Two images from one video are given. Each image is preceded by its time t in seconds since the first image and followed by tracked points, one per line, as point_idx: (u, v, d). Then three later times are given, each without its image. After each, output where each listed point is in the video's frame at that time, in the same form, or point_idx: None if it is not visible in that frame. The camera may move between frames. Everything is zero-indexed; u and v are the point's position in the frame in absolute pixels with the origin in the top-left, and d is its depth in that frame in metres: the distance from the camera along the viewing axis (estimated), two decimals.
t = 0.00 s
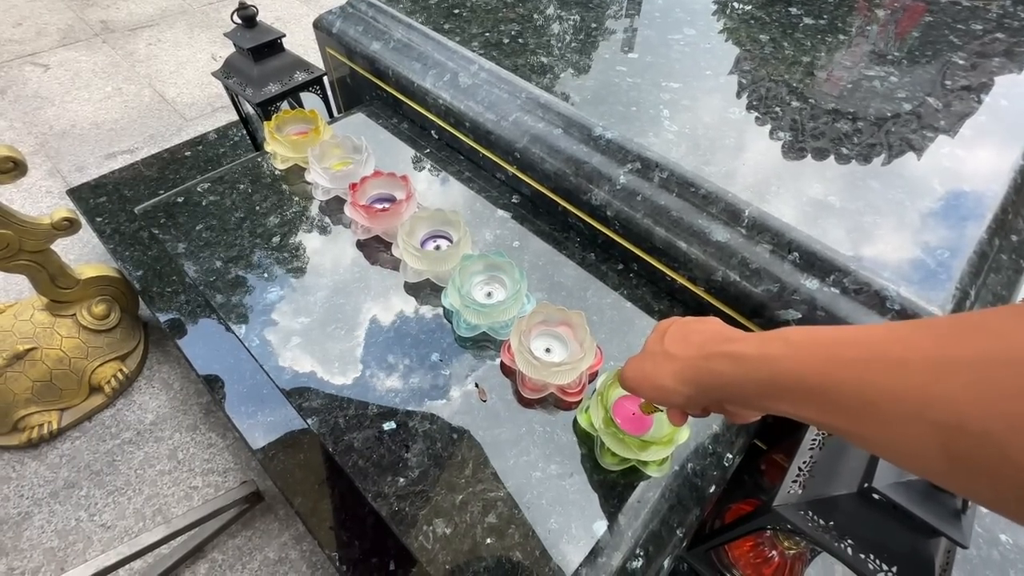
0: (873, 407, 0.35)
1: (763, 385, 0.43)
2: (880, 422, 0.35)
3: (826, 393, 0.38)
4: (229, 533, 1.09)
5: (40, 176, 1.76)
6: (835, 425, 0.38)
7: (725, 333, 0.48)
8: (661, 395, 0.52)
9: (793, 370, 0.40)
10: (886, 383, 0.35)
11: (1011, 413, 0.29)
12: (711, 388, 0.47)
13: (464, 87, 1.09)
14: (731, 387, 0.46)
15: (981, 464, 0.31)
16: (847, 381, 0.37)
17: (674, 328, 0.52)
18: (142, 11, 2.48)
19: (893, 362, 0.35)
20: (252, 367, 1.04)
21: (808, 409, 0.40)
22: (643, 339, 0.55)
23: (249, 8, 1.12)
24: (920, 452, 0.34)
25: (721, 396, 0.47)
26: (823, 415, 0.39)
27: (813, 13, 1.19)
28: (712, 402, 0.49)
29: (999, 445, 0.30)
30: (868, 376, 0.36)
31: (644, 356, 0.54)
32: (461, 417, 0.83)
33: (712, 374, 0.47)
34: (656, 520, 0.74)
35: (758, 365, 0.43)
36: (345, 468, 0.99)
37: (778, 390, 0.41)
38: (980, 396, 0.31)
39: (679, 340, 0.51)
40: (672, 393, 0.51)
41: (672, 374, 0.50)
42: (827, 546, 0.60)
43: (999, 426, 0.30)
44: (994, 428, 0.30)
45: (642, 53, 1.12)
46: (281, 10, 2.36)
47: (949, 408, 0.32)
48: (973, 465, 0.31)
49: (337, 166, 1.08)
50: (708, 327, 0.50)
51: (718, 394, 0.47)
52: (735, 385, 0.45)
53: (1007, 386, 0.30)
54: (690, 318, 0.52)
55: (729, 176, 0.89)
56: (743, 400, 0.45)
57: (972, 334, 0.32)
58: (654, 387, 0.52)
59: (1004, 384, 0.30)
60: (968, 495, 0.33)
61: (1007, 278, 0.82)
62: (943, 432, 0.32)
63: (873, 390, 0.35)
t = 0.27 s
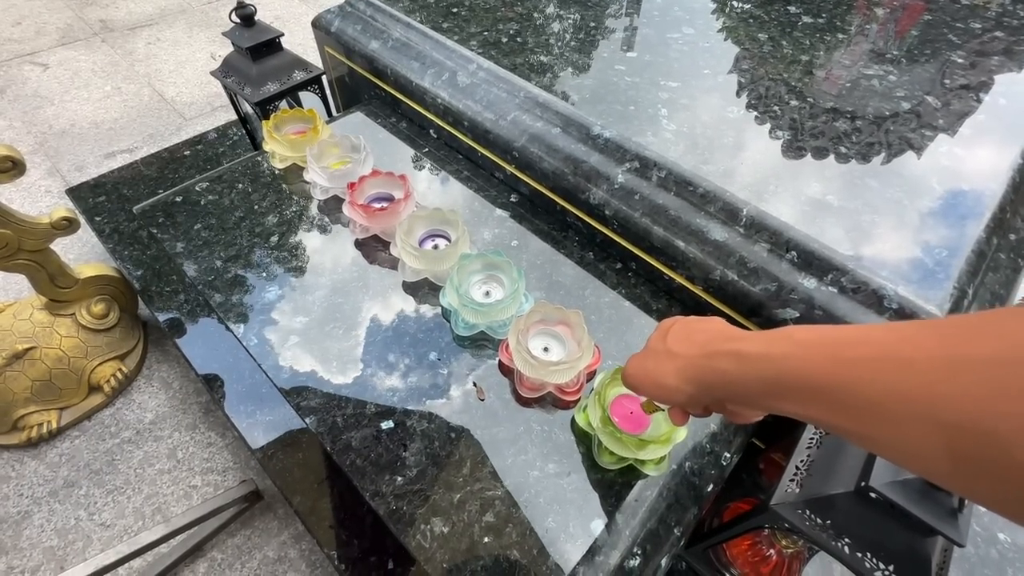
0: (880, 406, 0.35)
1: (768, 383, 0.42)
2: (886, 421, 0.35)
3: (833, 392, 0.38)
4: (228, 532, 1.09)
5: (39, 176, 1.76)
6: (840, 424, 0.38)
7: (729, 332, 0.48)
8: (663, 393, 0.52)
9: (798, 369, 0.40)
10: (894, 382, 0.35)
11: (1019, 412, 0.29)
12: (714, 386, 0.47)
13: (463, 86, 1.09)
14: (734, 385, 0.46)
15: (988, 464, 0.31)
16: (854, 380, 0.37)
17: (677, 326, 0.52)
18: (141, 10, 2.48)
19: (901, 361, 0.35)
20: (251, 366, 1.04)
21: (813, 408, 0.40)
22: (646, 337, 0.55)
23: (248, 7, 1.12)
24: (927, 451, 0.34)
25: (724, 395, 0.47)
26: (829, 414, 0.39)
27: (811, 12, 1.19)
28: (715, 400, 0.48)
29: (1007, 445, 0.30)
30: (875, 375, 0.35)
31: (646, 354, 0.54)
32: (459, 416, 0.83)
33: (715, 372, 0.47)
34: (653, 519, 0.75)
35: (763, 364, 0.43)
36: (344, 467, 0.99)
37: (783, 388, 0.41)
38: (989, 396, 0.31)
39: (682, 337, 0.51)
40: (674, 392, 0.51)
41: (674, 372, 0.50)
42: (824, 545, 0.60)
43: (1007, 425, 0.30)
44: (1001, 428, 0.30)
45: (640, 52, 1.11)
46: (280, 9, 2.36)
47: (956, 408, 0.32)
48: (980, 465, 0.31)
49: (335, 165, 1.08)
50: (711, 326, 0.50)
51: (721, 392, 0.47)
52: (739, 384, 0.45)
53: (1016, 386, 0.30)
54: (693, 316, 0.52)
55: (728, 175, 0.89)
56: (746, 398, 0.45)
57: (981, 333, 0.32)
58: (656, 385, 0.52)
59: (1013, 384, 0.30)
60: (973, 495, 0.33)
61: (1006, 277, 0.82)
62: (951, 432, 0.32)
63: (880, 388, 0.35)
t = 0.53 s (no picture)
0: (898, 403, 0.36)
1: (782, 378, 0.42)
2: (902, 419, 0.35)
3: (851, 389, 0.38)
4: (230, 530, 1.10)
5: (40, 175, 1.76)
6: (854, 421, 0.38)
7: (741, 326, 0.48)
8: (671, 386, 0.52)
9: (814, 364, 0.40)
10: (911, 376, 0.35)
11: None
12: (723, 381, 0.47)
13: (463, 84, 1.08)
14: (744, 380, 0.46)
15: (1010, 462, 0.31)
16: (872, 375, 0.37)
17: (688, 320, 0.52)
18: (141, 9, 2.48)
19: (921, 355, 0.35)
20: (252, 365, 1.04)
21: (828, 402, 0.40)
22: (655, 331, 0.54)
23: (248, 5, 1.11)
24: (942, 447, 0.34)
25: (734, 387, 0.47)
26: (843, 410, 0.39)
27: (813, 10, 1.19)
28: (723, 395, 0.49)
29: None
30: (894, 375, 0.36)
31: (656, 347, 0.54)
32: (461, 415, 0.83)
33: (727, 366, 0.47)
34: (655, 517, 0.75)
35: (777, 355, 0.43)
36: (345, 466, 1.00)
37: (797, 384, 0.41)
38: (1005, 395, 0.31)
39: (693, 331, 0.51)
40: (683, 383, 0.50)
41: (684, 365, 0.50)
42: (824, 543, 0.61)
43: None
44: None
45: (641, 50, 1.11)
46: (281, 8, 2.36)
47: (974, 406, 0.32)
48: (1002, 463, 0.31)
49: (336, 164, 1.08)
50: (725, 319, 0.50)
51: (730, 388, 0.47)
52: (748, 375, 0.45)
53: None
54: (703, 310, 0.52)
55: (729, 174, 0.89)
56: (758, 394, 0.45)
57: (1005, 330, 0.32)
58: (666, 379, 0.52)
59: None
60: (985, 493, 0.33)
61: (1008, 276, 0.82)
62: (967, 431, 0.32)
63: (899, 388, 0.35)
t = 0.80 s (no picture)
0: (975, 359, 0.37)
1: (848, 335, 0.44)
2: (975, 374, 0.37)
3: (924, 341, 0.39)
4: (230, 529, 1.10)
5: (40, 174, 1.76)
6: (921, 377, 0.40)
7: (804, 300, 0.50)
8: (724, 346, 0.52)
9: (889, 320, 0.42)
10: (1004, 351, 0.36)
11: None
12: (779, 340, 0.48)
13: (463, 83, 1.08)
14: (804, 339, 0.46)
15: None
16: (949, 326, 0.38)
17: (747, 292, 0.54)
18: (141, 8, 2.48)
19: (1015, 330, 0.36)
20: (252, 364, 1.04)
21: (908, 376, 0.40)
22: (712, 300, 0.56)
23: (248, 4, 1.11)
24: None
25: (797, 360, 0.48)
26: (920, 375, 0.40)
27: (813, 9, 1.19)
28: (775, 359, 0.49)
29: None
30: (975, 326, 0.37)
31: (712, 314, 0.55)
32: (461, 415, 0.83)
33: (788, 324, 0.48)
34: (654, 517, 0.74)
35: (847, 324, 0.44)
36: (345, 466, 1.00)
37: (865, 340, 0.43)
38: None
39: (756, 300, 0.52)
40: (742, 360, 0.51)
41: (742, 326, 0.51)
42: (823, 542, 0.62)
43: None
44: None
45: (641, 49, 1.11)
46: (280, 7, 2.36)
47: None
48: None
49: (336, 163, 1.08)
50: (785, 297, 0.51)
51: (785, 349, 0.48)
52: (817, 350, 0.46)
53: None
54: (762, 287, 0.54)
55: (730, 173, 0.89)
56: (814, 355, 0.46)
57: None
58: (719, 341, 0.53)
59: None
60: None
61: (1009, 275, 0.82)
62: None
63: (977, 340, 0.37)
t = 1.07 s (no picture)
0: (975, 399, 0.42)
1: (860, 372, 0.47)
2: (977, 414, 0.42)
3: (932, 382, 0.44)
4: (233, 528, 1.10)
5: (42, 174, 1.77)
6: (924, 415, 0.44)
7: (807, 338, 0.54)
8: (731, 378, 0.54)
9: (895, 362, 0.47)
10: (990, 404, 0.41)
11: None
12: (796, 374, 0.51)
13: (465, 82, 1.08)
14: (817, 374, 0.50)
15: None
16: (938, 380, 0.44)
17: (752, 323, 0.57)
18: (142, 7, 2.48)
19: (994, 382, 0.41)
20: (255, 363, 1.04)
21: (908, 429, 0.45)
22: (715, 325, 0.59)
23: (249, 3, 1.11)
24: None
25: (803, 416, 0.51)
26: (919, 427, 0.44)
27: (817, 6, 1.18)
28: (788, 397, 0.51)
29: None
30: (977, 370, 0.42)
31: (716, 342, 0.57)
32: (464, 414, 0.83)
33: (800, 360, 0.51)
34: (659, 515, 0.74)
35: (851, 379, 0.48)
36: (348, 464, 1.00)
37: (876, 378, 0.47)
38: None
39: (762, 331, 0.56)
40: (750, 417, 0.53)
41: (744, 385, 0.53)
42: (827, 541, 0.61)
43: None
44: None
45: (644, 47, 1.11)
46: (281, 6, 2.36)
47: None
48: None
49: (339, 162, 1.08)
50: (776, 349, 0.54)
51: (795, 385, 0.51)
52: (823, 408, 0.49)
53: None
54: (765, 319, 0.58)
55: (733, 171, 0.88)
56: (822, 394, 0.49)
57: None
58: (727, 371, 0.55)
59: None
60: None
61: (1014, 273, 0.81)
62: None
63: (979, 383, 0.42)
